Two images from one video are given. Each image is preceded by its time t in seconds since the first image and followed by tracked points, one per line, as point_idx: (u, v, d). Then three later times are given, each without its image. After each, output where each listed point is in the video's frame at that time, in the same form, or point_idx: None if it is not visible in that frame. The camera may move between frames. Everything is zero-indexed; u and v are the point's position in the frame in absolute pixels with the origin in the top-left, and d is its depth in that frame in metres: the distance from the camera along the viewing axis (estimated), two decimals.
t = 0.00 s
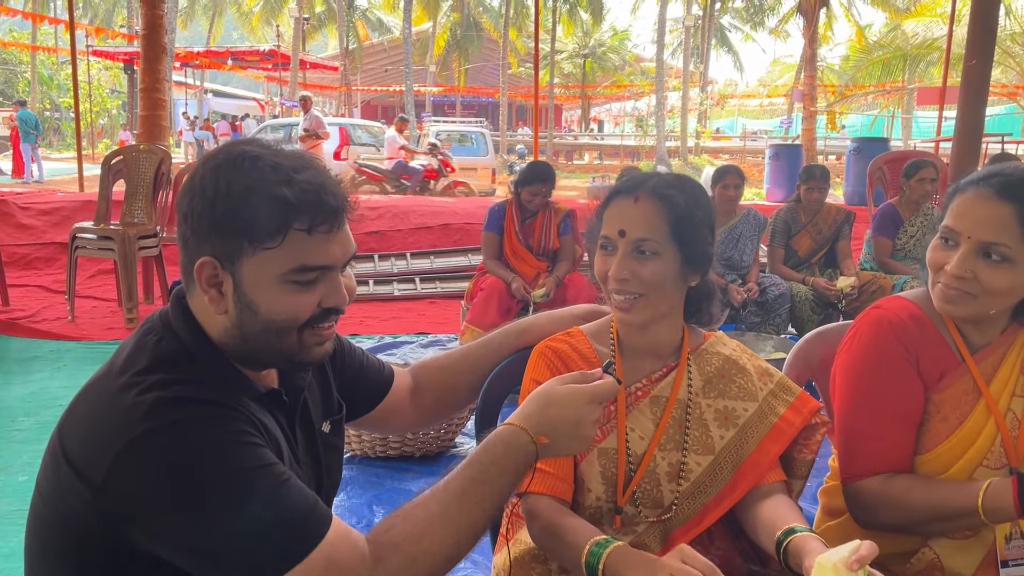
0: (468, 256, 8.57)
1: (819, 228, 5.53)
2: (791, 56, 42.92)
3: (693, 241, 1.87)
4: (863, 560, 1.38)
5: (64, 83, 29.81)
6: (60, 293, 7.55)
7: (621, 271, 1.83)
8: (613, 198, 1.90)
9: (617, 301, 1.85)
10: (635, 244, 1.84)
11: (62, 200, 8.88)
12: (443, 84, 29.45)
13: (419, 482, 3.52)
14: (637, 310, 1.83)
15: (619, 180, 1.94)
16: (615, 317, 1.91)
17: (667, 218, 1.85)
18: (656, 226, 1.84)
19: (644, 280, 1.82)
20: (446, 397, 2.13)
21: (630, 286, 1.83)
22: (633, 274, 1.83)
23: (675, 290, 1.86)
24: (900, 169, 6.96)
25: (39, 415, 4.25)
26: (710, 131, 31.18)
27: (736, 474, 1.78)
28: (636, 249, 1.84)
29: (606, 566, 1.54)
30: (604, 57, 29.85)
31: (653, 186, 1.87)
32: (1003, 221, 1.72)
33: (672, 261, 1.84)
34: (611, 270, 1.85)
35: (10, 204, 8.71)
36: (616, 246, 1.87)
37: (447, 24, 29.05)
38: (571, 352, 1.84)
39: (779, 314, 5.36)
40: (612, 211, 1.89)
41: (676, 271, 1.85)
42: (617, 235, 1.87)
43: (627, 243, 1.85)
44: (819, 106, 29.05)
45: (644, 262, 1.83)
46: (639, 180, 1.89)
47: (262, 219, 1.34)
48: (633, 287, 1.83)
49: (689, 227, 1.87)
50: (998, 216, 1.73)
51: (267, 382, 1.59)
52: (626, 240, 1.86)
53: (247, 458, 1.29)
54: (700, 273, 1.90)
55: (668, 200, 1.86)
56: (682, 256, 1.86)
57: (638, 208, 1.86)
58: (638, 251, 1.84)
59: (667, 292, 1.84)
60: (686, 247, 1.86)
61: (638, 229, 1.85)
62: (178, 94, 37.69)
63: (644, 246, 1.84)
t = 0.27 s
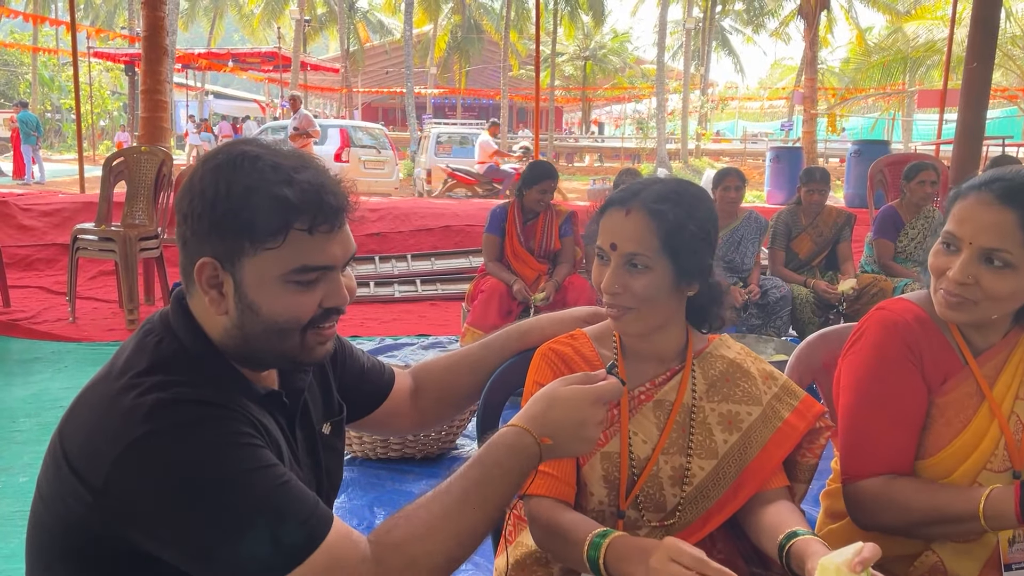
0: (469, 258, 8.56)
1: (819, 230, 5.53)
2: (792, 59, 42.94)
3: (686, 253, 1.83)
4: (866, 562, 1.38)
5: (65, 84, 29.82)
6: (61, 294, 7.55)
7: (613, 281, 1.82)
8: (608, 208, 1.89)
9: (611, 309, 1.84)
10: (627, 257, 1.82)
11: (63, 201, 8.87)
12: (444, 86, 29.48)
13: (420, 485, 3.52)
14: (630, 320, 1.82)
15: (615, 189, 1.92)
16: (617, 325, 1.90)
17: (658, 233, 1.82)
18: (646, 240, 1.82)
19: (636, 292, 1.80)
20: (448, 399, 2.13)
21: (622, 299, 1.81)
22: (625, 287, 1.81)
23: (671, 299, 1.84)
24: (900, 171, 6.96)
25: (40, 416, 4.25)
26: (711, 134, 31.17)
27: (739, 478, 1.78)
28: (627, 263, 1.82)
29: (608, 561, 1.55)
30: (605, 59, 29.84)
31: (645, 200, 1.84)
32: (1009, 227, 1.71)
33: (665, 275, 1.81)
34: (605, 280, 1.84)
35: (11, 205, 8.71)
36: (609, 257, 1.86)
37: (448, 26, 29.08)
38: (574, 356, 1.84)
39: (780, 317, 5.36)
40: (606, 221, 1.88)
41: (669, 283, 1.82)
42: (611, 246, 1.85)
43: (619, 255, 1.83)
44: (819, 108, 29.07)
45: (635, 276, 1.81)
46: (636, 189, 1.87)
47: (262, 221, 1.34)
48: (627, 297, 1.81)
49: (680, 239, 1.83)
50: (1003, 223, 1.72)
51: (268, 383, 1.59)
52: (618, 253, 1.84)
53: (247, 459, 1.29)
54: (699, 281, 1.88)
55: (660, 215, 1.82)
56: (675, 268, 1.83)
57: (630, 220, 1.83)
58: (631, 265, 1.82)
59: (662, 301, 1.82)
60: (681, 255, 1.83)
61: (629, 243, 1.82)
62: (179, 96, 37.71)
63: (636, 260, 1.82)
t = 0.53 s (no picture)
0: (470, 260, 8.55)
1: (821, 233, 5.52)
2: (792, 61, 42.93)
3: (684, 255, 1.83)
4: (870, 567, 1.39)
5: (65, 86, 29.81)
6: (61, 296, 7.54)
7: (611, 286, 1.82)
8: (605, 212, 1.89)
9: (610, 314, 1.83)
10: (625, 260, 1.82)
11: (64, 203, 8.85)
12: (444, 88, 29.48)
13: (421, 488, 3.51)
14: (628, 326, 1.82)
15: (611, 194, 1.92)
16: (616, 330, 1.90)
17: (655, 235, 1.82)
18: (643, 242, 1.81)
19: (636, 296, 1.80)
20: (449, 404, 2.12)
21: (622, 302, 1.81)
22: (625, 290, 1.81)
23: (670, 303, 1.83)
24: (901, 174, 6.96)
25: (40, 419, 4.25)
26: (711, 136, 31.14)
27: (742, 484, 1.77)
28: (627, 265, 1.82)
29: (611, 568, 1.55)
30: (606, 61, 29.83)
31: (642, 203, 1.84)
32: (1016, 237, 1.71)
33: (663, 277, 1.81)
34: (603, 285, 1.84)
35: (12, 207, 8.70)
36: (606, 261, 1.86)
37: (449, 28, 29.08)
38: (573, 362, 1.84)
39: (781, 320, 5.35)
40: (603, 226, 1.87)
41: (668, 286, 1.82)
42: (608, 251, 1.85)
43: (616, 259, 1.83)
44: (820, 111, 29.06)
45: (635, 279, 1.81)
46: (633, 194, 1.87)
47: (262, 227, 1.34)
48: (625, 302, 1.81)
49: (678, 241, 1.82)
50: (1010, 235, 1.71)
51: (267, 388, 1.58)
52: (616, 256, 1.83)
53: (248, 466, 1.28)
54: (698, 284, 1.87)
55: (657, 216, 1.82)
56: (675, 270, 1.82)
57: (627, 223, 1.83)
58: (630, 267, 1.82)
59: (662, 305, 1.82)
60: (678, 260, 1.83)
61: (626, 246, 1.82)
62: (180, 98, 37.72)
63: (635, 263, 1.81)
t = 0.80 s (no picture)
0: (470, 262, 8.56)
1: (821, 235, 5.53)
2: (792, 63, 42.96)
3: (677, 255, 1.83)
4: (869, 568, 1.39)
5: (66, 89, 29.83)
6: (62, 298, 7.55)
7: (606, 291, 1.82)
8: (597, 215, 1.89)
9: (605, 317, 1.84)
10: (618, 265, 1.82)
11: (65, 206, 8.85)
12: (444, 90, 29.54)
13: (420, 489, 3.51)
14: (622, 331, 1.82)
15: (602, 198, 1.92)
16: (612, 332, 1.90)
17: (647, 239, 1.82)
18: (634, 246, 1.81)
19: (630, 300, 1.81)
20: (448, 405, 2.12)
21: (615, 309, 1.82)
22: (618, 296, 1.81)
23: (666, 304, 1.84)
24: (902, 176, 6.98)
25: (40, 421, 4.25)
26: (710, 138, 31.21)
27: (740, 487, 1.78)
28: (620, 270, 1.82)
29: (615, 568, 1.56)
30: (606, 64, 29.84)
31: (632, 206, 1.84)
32: (1014, 238, 1.71)
33: (658, 279, 1.81)
34: (598, 289, 1.84)
35: (12, 210, 8.71)
36: (600, 265, 1.86)
37: (449, 31, 29.15)
38: (568, 365, 1.85)
39: (781, 321, 5.36)
40: (595, 229, 1.87)
41: (663, 288, 1.83)
42: (601, 256, 1.85)
43: (609, 263, 1.83)
44: (820, 112, 29.09)
45: (629, 283, 1.81)
46: (626, 196, 1.87)
47: (252, 224, 1.35)
48: (621, 306, 1.82)
49: (670, 243, 1.82)
50: (1005, 235, 1.72)
51: (267, 389, 1.59)
52: (608, 262, 1.84)
53: (246, 468, 1.29)
54: (692, 284, 1.87)
55: (647, 220, 1.82)
56: (669, 273, 1.83)
57: (618, 227, 1.83)
58: (622, 272, 1.82)
59: (658, 306, 1.83)
60: (670, 261, 1.83)
61: (620, 251, 1.82)
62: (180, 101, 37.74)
63: (628, 267, 1.81)
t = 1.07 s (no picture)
0: (471, 263, 8.56)
1: (821, 236, 5.54)
2: (792, 65, 42.97)
3: (682, 250, 1.86)
4: (867, 569, 1.40)
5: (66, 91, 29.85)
6: (62, 301, 7.56)
7: (608, 284, 1.83)
8: (601, 209, 1.90)
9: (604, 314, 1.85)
10: (623, 256, 1.84)
11: (65, 208, 8.86)
12: (444, 92, 29.55)
13: (422, 492, 3.52)
14: (625, 326, 1.83)
15: (608, 191, 1.93)
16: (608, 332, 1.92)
17: (653, 231, 1.84)
18: (641, 236, 1.83)
19: (633, 293, 1.82)
20: (447, 408, 2.13)
21: (619, 300, 1.82)
22: (622, 288, 1.82)
23: (666, 302, 1.85)
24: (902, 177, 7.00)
25: (41, 423, 4.26)
26: (710, 139, 31.21)
27: (737, 489, 1.79)
28: (624, 261, 1.83)
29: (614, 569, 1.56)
30: (606, 65, 29.86)
31: (640, 197, 1.87)
32: (1015, 239, 1.72)
33: (660, 274, 1.83)
34: (600, 283, 1.85)
35: (13, 212, 8.72)
36: (603, 258, 1.87)
37: (449, 33, 29.16)
38: (563, 369, 1.86)
39: (781, 322, 5.36)
40: (599, 223, 1.89)
41: (665, 283, 1.84)
42: (604, 248, 1.86)
43: (614, 255, 1.85)
44: (820, 113, 29.07)
45: (633, 275, 1.82)
46: (627, 192, 1.89)
47: (248, 225, 1.35)
48: (622, 301, 1.82)
49: (675, 239, 1.85)
50: (1002, 236, 1.73)
51: (267, 391, 1.60)
52: (614, 253, 1.85)
53: (244, 471, 1.29)
54: (690, 284, 1.89)
55: (655, 212, 1.85)
56: (672, 268, 1.85)
57: (625, 218, 1.85)
58: (628, 263, 1.84)
59: (657, 305, 1.84)
60: (677, 256, 1.85)
61: (625, 241, 1.84)
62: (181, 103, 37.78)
63: (633, 259, 1.83)
